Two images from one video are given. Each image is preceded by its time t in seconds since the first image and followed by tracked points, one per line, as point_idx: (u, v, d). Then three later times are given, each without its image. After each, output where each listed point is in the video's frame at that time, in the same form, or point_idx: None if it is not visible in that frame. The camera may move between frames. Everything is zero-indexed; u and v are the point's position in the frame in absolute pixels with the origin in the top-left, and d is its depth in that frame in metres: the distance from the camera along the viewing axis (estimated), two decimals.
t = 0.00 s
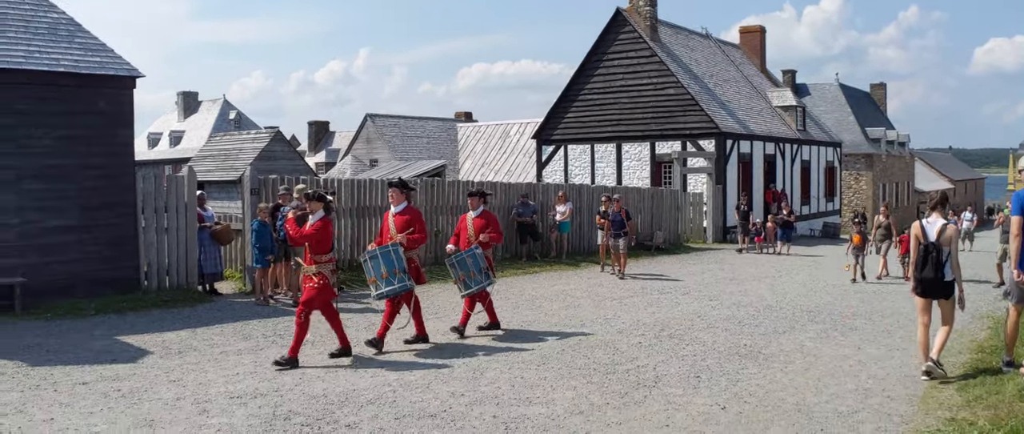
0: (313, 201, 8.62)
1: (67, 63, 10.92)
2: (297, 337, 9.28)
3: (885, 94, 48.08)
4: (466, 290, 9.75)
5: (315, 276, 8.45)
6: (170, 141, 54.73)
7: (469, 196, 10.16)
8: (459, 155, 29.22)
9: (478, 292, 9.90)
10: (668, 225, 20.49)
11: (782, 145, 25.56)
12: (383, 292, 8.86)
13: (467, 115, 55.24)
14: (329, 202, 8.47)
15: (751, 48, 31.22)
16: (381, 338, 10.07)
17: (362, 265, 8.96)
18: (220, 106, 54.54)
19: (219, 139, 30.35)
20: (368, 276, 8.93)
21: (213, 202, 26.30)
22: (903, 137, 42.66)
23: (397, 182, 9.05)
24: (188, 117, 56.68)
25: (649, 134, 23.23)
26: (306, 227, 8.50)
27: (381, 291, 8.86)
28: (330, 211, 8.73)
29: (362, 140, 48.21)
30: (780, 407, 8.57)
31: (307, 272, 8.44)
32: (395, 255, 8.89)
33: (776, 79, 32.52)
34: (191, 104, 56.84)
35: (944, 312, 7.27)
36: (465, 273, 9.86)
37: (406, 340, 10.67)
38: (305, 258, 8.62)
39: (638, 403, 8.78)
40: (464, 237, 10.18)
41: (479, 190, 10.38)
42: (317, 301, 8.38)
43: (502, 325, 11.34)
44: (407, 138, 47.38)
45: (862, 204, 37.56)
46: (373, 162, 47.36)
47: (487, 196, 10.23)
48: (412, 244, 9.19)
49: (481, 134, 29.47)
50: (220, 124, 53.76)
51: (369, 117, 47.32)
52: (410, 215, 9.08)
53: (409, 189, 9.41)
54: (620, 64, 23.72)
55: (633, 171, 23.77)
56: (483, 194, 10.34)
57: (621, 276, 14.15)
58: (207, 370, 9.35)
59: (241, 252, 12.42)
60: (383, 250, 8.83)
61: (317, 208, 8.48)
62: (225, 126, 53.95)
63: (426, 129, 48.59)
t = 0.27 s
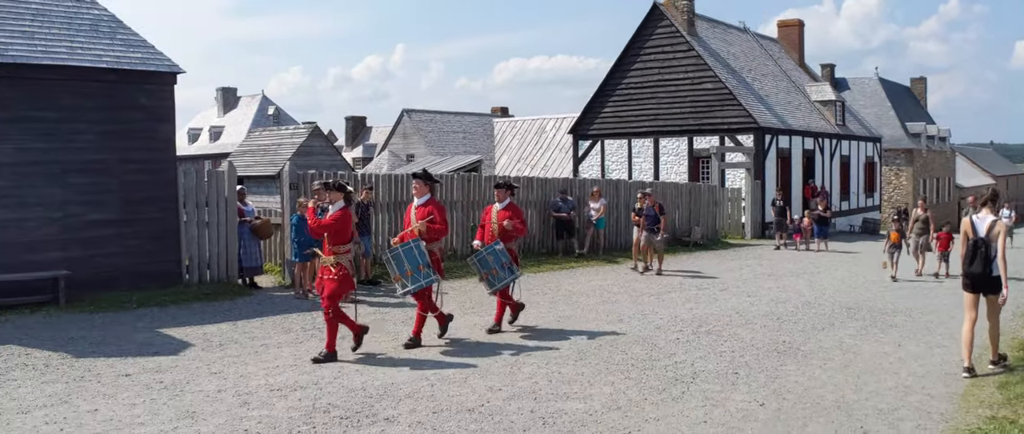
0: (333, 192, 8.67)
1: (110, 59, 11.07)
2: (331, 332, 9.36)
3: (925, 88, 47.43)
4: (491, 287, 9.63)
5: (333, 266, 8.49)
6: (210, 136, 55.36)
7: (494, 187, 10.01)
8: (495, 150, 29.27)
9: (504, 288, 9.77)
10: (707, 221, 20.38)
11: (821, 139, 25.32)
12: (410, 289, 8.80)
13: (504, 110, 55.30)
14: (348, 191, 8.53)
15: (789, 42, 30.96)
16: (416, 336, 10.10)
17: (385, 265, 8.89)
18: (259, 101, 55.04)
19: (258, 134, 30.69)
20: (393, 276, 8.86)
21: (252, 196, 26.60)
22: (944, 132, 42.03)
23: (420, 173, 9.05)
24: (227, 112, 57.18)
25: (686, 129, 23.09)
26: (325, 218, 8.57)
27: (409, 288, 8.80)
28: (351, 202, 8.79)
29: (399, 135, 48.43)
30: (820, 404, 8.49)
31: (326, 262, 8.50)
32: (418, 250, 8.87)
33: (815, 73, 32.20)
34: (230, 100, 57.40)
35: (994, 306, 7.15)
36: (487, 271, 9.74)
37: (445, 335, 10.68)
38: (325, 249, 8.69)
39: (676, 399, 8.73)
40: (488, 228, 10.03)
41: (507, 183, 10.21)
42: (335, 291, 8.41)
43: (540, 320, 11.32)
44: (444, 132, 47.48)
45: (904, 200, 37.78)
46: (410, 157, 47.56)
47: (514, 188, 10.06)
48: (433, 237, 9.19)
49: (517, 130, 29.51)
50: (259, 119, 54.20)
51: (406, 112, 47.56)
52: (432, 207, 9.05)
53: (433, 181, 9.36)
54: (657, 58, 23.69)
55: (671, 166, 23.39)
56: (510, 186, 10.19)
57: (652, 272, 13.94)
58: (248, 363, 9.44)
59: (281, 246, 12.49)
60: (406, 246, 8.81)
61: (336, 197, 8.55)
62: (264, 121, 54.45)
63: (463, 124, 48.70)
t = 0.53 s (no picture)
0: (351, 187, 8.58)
1: (144, 56, 11.16)
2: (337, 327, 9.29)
3: (961, 84, 46.86)
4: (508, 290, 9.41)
5: (353, 263, 8.42)
6: (244, 133, 55.86)
7: (516, 184, 9.81)
8: (526, 147, 29.26)
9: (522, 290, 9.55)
10: (740, 219, 20.28)
11: (855, 136, 25.09)
12: (434, 291, 8.73)
13: (534, 107, 55.29)
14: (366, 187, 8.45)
15: (822, 39, 30.71)
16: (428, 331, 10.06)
17: (408, 267, 8.80)
18: (292, 98, 55.35)
19: (291, 130, 30.93)
20: (416, 279, 8.78)
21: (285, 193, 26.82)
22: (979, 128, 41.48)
23: (439, 170, 8.97)
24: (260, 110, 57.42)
25: (720, 126, 22.94)
26: (343, 215, 8.47)
27: (432, 290, 8.72)
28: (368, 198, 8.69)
29: (430, 132, 48.58)
30: (854, 403, 8.41)
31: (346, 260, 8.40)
32: (441, 251, 8.79)
33: (848, 69, 31.89)
34: (263, 97, 57.74)
35: None
36: (505, 272, 9.50)
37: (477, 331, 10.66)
38: (343, 247, 8.59)
39: (709, 397, 8.68)
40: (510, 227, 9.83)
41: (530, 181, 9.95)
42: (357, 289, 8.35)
43: (572, 317, 11.27)
44: (474, 130, 47.57)
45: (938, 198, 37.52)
46: (441, 153, 47.67)
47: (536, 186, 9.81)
48: (454, 236, 9.11)
49: (549, 126, 29.45)
50: (292, 116, 54.51)
51: (437, 109, 47.68)
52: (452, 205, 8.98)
53: (452, 178, 9.28)
54: (690, 55, 23.53)
55: (704, 163, 23.36)
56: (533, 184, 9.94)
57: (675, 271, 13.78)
58: (282, 358, 9.49)
59: (315, 242, 12.56)
60: (429, 248, 8.72)
61: (355, 194, 8.44)
62: (295, 118, 54.81)
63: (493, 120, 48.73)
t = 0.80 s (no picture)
0: (359, 189, 8.36)
1: (175, 55, 11.23)
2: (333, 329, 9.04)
3: (991, 83, 46.37)
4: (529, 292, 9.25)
5: (363, 266, 8.22)
6: (271, 131, 56.28)
7: (530, 184, 9.61)
8: (553, 145, 29.26)
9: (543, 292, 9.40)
10: (767, 217, 20.24)
11: (884, 135, 24.87)
12: (453, 293, 8.74)
13: (561, 105, 55.24)
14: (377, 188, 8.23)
15: (851, 36, 30.48)
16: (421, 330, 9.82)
17: (424, 271, 8.81)
18: (320, 97, 55.58)
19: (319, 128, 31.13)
20: (433, 283, 8.78)
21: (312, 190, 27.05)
22: (1009, 127, 41.00)
23: (450, 170, 8.85)
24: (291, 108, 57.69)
25: (748, 124, 22.69)
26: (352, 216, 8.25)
27: (451, 292, 8.74)
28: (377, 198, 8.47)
29: (456, 130, 48.69)
30: (883, 403, 8.34)
31: (356, 262, 8.21)
32: (455, 251, 8.82)
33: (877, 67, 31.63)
34: (291, 95, 58.05)
35: None
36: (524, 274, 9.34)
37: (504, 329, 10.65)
38: (352, 248, 8.39)
39: (737, 396, 8.64)
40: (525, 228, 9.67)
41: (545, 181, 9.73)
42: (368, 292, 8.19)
43: (599, 315, 11.23)
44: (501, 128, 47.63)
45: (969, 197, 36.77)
46: (467, 151, 47.74)
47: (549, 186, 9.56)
48: (464, 236, 9.02)
49: (574, 124, 29.34)
50: (319, 115, 54.75)
51: (464, 107, 47.79)
52: (464, 205, 8.88)
53: (462, 178, 9.17)
54: (718, 52, 23.35)
55: (731, 162, 23.30)
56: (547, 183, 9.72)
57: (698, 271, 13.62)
58: (311, 355, 9.53)
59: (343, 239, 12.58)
60: (444, 250, 8.76)
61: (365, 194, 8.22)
62: (324, 117, 55.07)
63: (520, 119, 48.73)
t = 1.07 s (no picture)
0: (359, 186, 8.30)
1: (202, 54, 11.29)
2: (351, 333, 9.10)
3: (1018, 81, 45.94)
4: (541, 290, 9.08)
5: (360, 265, 8.13)
6: (296, 130, 56.61)
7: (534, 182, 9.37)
8: (576, 144, 29.27)
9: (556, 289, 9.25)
10: (792, 216, 20.14)
11: (909, 134, 24.68)
12: (457, 291, 8.42)
13: (584, 103, 55.16)
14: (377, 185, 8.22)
15: (876, 35, 30.27)
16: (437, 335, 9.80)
17: (427, 271, 8.52)
18: (343, 95, 55.74)
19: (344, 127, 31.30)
20: (437, 282, 8.48)
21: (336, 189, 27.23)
22: None
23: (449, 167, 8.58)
24: (312, 106, 58.00)
25: (773, 123, 22.58)
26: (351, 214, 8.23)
27: (456, 290, 8.41)
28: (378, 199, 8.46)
29: (480, 128, 48.75)
30: (909, 404, 8.27)
31: (352, 259, 8.14)
32: (459, 249, 8.51)
33: (903, 66, 31.39)
34: (315, 93, 58.28)
35: None
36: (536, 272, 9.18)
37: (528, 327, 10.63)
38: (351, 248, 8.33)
39: (762, 396, 8.59)
40: (530, 227, 9.41)
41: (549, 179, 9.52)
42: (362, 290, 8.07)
43: (623, 314, 11.19)
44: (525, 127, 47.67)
45: (995, 195, 37.11)
46: (490, 150, 47.76)
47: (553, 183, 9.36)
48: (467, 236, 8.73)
49: (598, 123, 29.53)
50: (344, 114, 54.92)
51: (487, 106, 47.83)
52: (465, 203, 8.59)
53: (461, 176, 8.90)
54: (742, 51, 23.23)
55: (756, 161, 23.05)
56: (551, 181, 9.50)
57: (715, 273, 13.42)
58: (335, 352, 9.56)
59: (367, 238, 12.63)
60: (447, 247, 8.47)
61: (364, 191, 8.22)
62: (348, 115, 55.25)
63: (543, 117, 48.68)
